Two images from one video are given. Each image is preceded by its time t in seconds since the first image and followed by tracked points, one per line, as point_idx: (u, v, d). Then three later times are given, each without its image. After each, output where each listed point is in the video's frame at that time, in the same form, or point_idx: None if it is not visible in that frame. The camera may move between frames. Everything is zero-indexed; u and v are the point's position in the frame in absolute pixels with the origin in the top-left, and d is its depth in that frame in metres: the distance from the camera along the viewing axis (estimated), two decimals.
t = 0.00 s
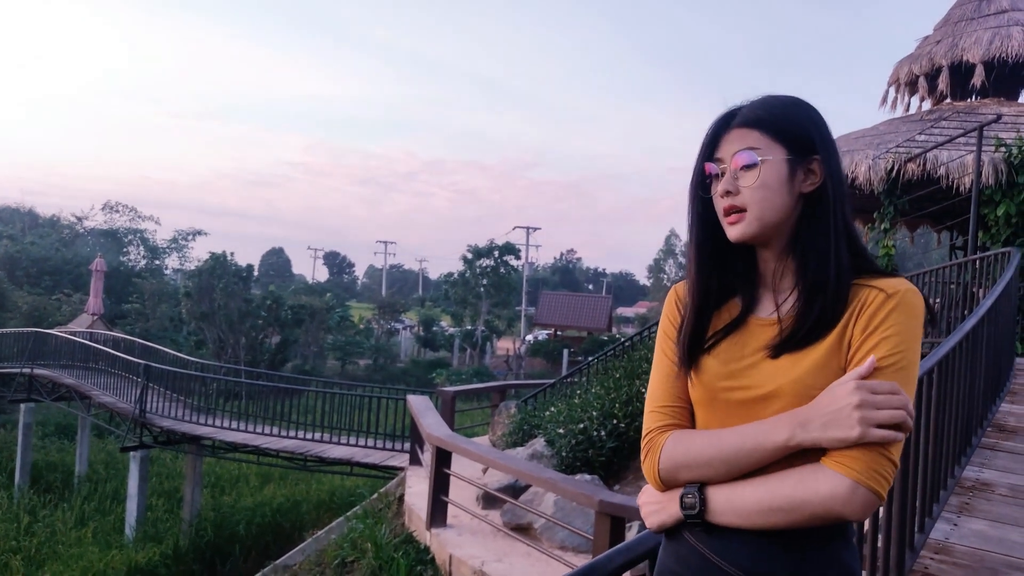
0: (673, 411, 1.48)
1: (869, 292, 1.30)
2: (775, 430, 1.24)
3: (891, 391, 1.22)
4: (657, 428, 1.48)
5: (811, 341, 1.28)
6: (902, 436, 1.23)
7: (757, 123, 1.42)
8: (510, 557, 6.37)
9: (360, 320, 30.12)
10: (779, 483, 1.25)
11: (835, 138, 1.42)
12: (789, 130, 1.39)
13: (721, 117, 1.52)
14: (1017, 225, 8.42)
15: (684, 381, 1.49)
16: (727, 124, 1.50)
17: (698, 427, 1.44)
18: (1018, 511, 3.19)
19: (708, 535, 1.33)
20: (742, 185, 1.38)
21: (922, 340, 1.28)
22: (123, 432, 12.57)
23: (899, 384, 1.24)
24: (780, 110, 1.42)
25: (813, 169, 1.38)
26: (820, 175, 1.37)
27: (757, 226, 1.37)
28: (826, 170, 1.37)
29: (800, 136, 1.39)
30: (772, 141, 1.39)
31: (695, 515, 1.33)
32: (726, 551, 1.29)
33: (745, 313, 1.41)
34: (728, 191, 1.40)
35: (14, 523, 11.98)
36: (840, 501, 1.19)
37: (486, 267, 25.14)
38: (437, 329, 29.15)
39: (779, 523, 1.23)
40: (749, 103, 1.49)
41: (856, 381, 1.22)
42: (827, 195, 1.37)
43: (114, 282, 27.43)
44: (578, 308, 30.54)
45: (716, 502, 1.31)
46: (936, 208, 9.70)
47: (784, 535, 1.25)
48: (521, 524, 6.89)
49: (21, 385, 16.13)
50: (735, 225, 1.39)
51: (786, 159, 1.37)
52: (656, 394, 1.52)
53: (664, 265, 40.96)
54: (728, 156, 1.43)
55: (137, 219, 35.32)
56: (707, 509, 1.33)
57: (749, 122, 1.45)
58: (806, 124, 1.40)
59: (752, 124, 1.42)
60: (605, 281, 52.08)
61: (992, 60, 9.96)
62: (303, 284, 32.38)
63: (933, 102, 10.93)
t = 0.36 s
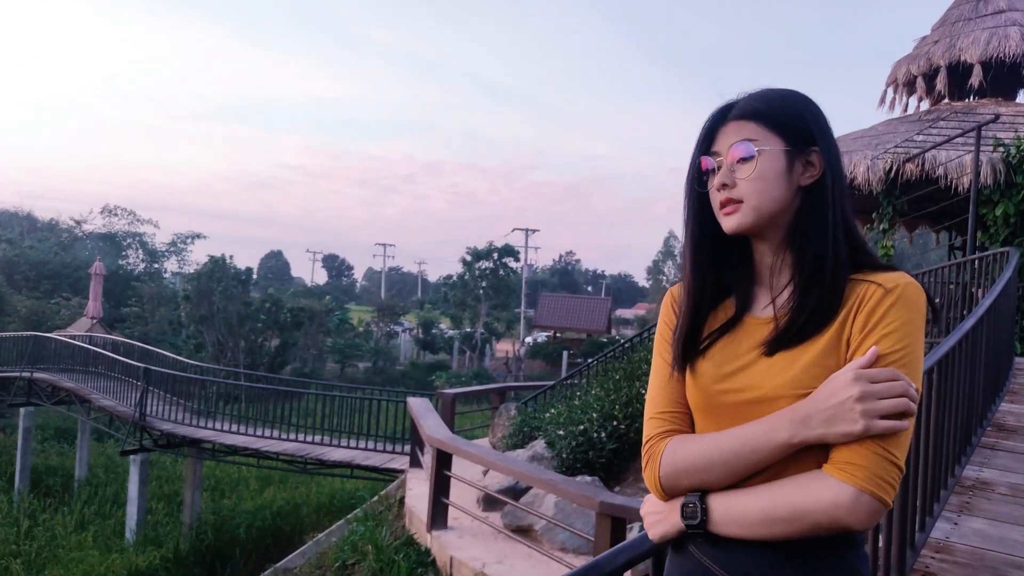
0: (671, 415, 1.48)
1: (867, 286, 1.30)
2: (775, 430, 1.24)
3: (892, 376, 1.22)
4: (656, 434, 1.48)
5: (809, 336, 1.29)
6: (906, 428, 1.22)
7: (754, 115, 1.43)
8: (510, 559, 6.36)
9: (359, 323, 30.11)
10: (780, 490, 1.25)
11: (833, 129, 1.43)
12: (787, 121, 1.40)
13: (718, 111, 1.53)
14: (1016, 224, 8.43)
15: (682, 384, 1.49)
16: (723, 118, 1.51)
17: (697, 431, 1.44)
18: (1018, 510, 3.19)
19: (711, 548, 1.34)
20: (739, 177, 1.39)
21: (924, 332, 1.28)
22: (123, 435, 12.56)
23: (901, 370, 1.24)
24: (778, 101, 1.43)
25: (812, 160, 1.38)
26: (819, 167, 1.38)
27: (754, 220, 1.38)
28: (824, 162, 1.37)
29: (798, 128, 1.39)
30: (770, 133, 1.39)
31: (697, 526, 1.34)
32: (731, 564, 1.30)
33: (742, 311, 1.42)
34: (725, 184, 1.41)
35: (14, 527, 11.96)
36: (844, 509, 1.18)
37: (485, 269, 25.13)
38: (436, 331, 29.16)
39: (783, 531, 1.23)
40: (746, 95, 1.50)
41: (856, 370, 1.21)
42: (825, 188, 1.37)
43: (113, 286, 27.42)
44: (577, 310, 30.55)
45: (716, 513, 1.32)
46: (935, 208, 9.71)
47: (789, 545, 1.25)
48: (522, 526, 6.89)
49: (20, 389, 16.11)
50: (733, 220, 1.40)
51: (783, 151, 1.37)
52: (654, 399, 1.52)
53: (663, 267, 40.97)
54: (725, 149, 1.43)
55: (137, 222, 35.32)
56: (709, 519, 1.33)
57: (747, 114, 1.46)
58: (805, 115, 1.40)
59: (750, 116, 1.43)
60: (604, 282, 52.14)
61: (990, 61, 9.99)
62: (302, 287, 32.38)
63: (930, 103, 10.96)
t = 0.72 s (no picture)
0: (666, 424, 1.50)
1: (862, 296, 1.31)
2: (764, 440, 1.25)
3: (881, 385, 1.22)
4: (651, 443, 1.50)
5: (801, 344, 1.30)
6: (897, 439, 1.23)
7: (745, 121, 1.45)
8: (507, 558, 6.38)
9: (355, 323, 30.10)
10: (771, 501, 1.26)
11: (826, 134, 1.44)
12: (777, 126, 1.42)
13: (711, 118, 1.55)
14: (1010, 225, 8.50)
15: (677, 394, 1.51)
16: (716, 124, 1.53)
17: (690, 441, 1.46)
18: (1012, 509, 3.22)
19: (704, 557, 1.36)
20: (729, 183, 1.41)
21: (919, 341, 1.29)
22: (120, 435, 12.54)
23: (892, 377, 1.24)
24: (770, 107, 1.45)
25: (803, 167, 1.40)
26: (811, 173, 1.39)
27: (745, 228, 1.40)
28: (817, 168, 1.38)
29: (788, 133, 1.41)
30: (760, 139, 1.41)
31: (689, 536, 1.36)
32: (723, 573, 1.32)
33: (736, 320, 1.44)
34: (715, 191, 1.43)
35: (9, 527, 11.94)
36: (833, 522, 1.19)
37: (482, 269, 25.15)
38: (433, 332, 29.16)
39: (772, 544, 1.24)
40: (737, 101, 1.52)
41: (846, 381, 1.23)
42: (817, 194, 1.39)
43: (109, 286, 27.36)
44: (574, 311, 30.59)
45: (707, 523, 1.34)
46: (930, 209, 9.76)
47: (780, 557, 1.27)
48: (518, 526, 6.91)
49: (16, 389, 16.07)
50: (723, 227, 1.42)
51: (774, 157, 1.39)
52: (649, 407, 1.55)
53: (659, 268, 41.05)
54: (716, 155, 1.46)
55: (132, 222, 35.21)
56: (701, 529, 1.35)
57: (738, 119, 1.48)
58: (796, 119, 1.42)
59: (741, 122, 1.45)
60: (600, 283, 52.20)
61: (985, 63, 10.04)
62: (298, 288, 32.32)
63: (925, 104, 11.00)
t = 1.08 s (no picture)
0: (669, 426, 1.51)
1: (869, 301, 1.33)
2: (773, 441, 1.26)
3: (892, 384, 1.24)
4: (655, 445, 1.51)
5: (809, 350, 1.32)
6: (907, 439, 1.25)
7: (741, 129, 1.46)
8: (506, 557, 6.39)
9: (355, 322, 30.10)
10: (780, 504, 1.27)
11: (823, 138, 1.45)
12: (774, 133, 1.42)
13: (706, 125, 1.56)
14: (1009, 227, 8.51)
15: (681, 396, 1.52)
16: (711, 132, 1.55)
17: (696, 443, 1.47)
18: (1010, 509, 3.23)
19: (708, 558, 1.37)
20: (729, 194, 1.42)
21: (924, 344, 1.31)
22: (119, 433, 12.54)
23: (901, 377, 1.26)
24: (766, 113, 1.46)
25: (803, 171, 1.41)
26: (812, 178, 1.40)
27: (748, 235, 1.41)
28: (816, 174, 1.40)
29: (787, 140, 1.42)
30: (757, 147, 1.42)
31: (695, 537, 1.37)
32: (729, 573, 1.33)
33: (741, 325, 1.45)
34: (716, 201, 1.44)
35: (9, 525, 11.95)
36: (842, 525, 1.21)
37: (481, 269, 25.15)
38: (432, 331, 29.18)
39: (783, 544, 1.25)
40: (732, 108, 1.53)
41: (858, 383, 1.24)
42: (818, 199, 1.40)
43: (109, 285, 27.34)
44: (573, 310, 30.60)
45: (713, 524, 1.35)
46: (929, 210, 9.77)
47: (787, 557, 1.28)
48: (518, 525, 6.93)
49: (15, 387, 16.07)
50: (726, 236, 1.43)
51: (773, 164, 1.40)
52: (653, 410, 1.55)
53: (658, 268, 41.12)
54: (714, 164, 1.46)
55: (132, 221, 35.18)
56: (706, 530, 1.36)
57: (733, 127, 1.49)
58: (793, 126, 1.43)
59: (738, 130, 1.46)
60: (599, 283, 52.22)
61: (984, 64, 10.05)
62: (297, 287, 32.31)
63: (925, 105, 11.01)
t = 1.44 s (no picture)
0: (674, 423, 1.53)
1: (871, 299, 1.34)
2: (777, 436, 1.28)
3: (895, 374, 1.26)
4: (659, 442, 1.52)
5: (811, 348, 1.33)
6: (909, 434, 1.26)
7: (738, 131, 1.47)
8: (507, 555, 6.41)
9: (354, 321, 30.11)
10: (785, 499, 1.28)
11: (820, 137, 1.46)
12: (769, 134, 1.43)
13: (704, 128, 1.57)
14: (1008, 225, 8.54)
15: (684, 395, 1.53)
16: (708, 135, 1.56)
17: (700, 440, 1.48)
18: (1010, 506, 3.25)
19: (712, 554, 1.39)
20: (727, 197, 1.43)
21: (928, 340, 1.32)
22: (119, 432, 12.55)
23: (903, 367, 1.28)
24: (761, 114, 1.47)
25: (800, 171, 1.42)
26: (809, 177, 1.41)
27: (749, 235, 1.42)
28: (814, 172, 1.41)
29: (783, 140, 1.43)
30: (755, 149, 1.43)
31: (700, 534, 1.38)
32: (732, 568, 1.35)
33: (745, 324, 1.46)
34: (715, 204, 1.45)
35: (10, 524, 11.96)
36: (846, 521, 1.22)
37: (480, 268, 25.16)
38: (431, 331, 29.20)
39: (787, 539, 1.27)
40: (729, 111, 1.54)
41: (862, 377, 1.25)
42: (816, 198, 1.41)
43: (107, 284, 27.33)
44: (572, 309, 30.64)
45: (717, 521, 1.36)
46: (928, 208, 9.80)
47: (793, 553, 1.29)
48: (518, 523, 6.95)
49: (15, 387, 16.05)
50: (726, 237, 1.44)
51: (771, 165, 1.41)
52: (656, 409, 1.57)
53: (656, 266, 41.22)
54: (712, 166, 1.48)
55: (131, 220, 35.13)
56: (710, 527, 1.38)
57: (729, 130, 1.50)
58: (789, 126, 1.44)
59: (735, 131, 1.47)
60: (598, 282, 52.22)
61: (983, 63, 10.08)
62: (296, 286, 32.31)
63: (924, 105, 11.02)
